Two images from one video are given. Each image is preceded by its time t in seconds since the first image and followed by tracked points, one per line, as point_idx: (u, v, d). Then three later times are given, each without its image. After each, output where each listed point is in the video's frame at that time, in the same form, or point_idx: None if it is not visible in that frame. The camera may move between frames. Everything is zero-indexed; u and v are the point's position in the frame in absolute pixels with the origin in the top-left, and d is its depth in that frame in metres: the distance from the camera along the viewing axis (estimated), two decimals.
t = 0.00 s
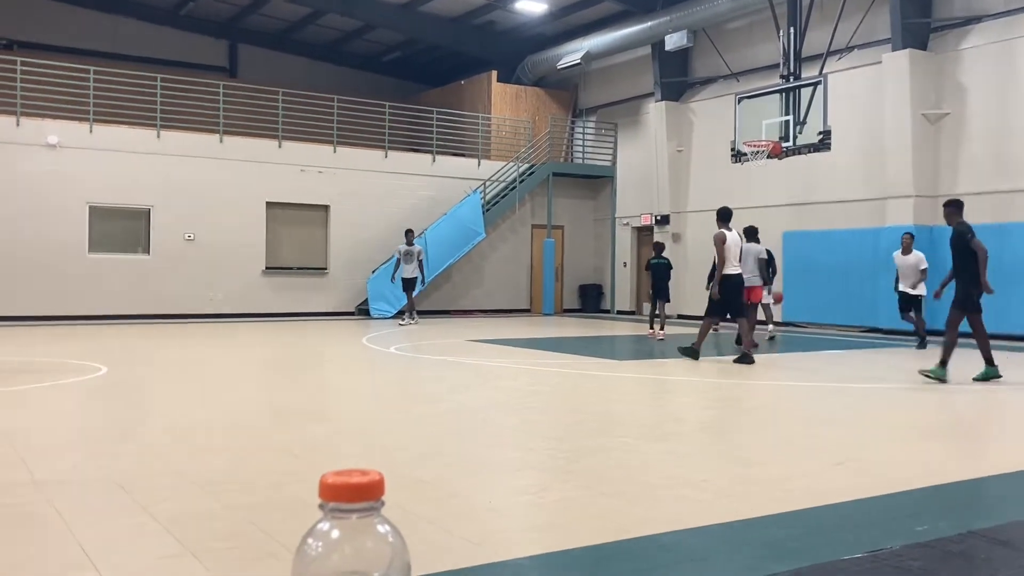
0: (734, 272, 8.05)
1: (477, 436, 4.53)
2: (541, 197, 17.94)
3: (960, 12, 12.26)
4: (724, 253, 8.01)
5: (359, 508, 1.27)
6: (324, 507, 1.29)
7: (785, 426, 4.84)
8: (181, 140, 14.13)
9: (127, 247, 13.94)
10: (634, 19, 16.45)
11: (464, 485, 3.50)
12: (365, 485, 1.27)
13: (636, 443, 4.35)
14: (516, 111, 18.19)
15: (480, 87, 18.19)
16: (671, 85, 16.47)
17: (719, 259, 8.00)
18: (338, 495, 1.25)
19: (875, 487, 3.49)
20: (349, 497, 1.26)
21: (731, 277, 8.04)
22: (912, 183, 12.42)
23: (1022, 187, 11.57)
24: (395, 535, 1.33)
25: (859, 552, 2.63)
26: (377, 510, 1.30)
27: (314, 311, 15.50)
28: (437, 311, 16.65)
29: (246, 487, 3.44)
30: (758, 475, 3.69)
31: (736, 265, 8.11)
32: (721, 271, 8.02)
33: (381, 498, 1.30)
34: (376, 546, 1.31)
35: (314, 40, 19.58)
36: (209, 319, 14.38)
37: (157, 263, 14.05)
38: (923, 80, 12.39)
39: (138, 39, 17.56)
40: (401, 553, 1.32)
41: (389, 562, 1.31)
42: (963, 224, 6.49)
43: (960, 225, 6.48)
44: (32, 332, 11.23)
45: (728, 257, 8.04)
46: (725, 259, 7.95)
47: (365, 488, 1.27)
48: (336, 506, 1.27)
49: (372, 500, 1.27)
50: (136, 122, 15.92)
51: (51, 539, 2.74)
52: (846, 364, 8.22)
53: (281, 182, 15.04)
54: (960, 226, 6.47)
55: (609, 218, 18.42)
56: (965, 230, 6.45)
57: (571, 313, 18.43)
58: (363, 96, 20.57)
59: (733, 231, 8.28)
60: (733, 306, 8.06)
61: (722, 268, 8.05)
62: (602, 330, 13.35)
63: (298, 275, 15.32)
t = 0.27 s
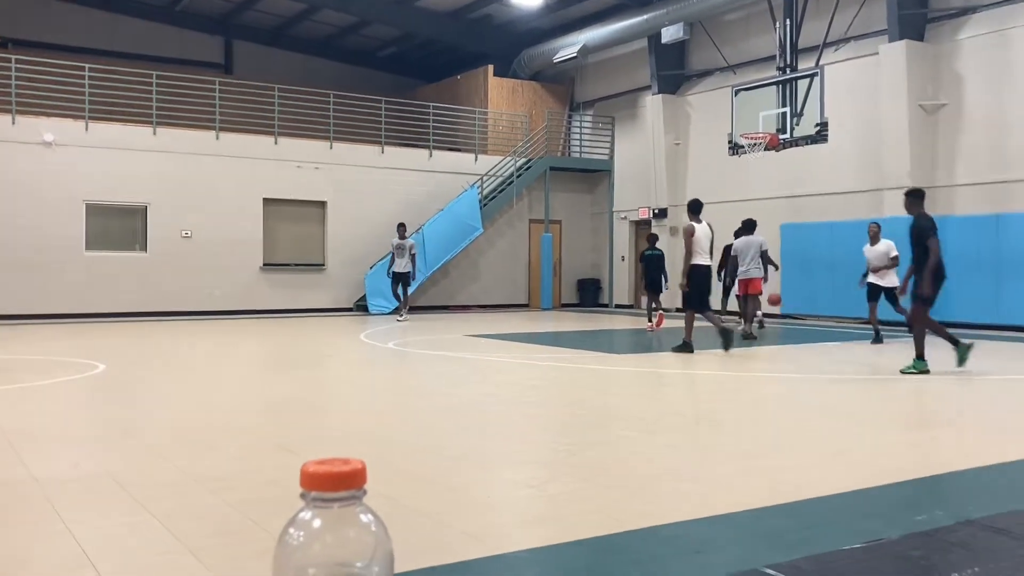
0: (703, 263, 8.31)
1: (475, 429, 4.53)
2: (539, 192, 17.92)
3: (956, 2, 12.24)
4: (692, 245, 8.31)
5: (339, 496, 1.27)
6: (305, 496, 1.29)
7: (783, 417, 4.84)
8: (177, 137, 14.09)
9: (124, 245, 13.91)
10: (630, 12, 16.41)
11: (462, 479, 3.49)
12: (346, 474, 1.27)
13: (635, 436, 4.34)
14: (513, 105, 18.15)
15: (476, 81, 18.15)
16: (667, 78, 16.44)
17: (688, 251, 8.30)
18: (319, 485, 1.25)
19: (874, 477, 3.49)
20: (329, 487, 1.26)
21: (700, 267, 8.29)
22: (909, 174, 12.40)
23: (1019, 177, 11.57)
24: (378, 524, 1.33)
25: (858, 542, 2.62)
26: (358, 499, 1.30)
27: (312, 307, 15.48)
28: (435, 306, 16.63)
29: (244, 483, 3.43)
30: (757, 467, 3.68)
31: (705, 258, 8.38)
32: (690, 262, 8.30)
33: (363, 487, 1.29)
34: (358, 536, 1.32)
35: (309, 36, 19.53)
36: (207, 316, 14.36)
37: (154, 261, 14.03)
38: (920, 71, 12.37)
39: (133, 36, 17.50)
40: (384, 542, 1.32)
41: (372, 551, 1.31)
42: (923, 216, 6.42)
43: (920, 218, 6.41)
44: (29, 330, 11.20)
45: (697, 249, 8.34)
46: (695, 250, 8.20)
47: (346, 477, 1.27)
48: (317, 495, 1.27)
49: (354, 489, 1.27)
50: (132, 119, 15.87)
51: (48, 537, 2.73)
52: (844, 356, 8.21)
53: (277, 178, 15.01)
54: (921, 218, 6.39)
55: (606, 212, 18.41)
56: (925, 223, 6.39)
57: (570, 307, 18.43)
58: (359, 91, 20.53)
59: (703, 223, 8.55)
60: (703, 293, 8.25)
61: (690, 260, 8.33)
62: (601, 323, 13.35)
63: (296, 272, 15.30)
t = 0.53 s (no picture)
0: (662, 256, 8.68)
1: (463, 424, 4.54)
2: (526, 187, 17.92)
3: None
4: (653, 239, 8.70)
5: (303, 489, 1.26)
6: (271, 490, 1.28)
7: (770, 409, 4.86)
8: (162, 135, 14.02)
9: (109, 243, 13.85)
10: (615, 6, 16.41)
11: (450, 474, 3.50)
12: (310, 467, 1.26)
13: (623, 429, 4.36)
14: (499, 100, 18.13)
15: (463, 77, 18.12)
16: (653, 72, 16.46)
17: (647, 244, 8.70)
18: (283, 478, 1.24)
19: (858, 467, 3.52)
20: (294, 480, 1.25)
21: (658, 260, 8.67)
22: (894, 166, 12.46)
23: (1002, 168, 11.64)
24: (343, 517, 1.34)
25: (841, 532, 2.65)
26: (323, 491, 1.29)
27: (300, 304, 15.45)
28: (423, 302, 16.61)
29: (231, 480, 3.43)
30: (743, 458, 3.70)
31: (666, 250, 8.74)
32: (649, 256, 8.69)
33: (328, 479, 1.29)
34: (324, 529, 1.32)
35: (294, 32, 19.46)
36: (194, 314, 14.31)
37: (140, 259, 13.97)
38: (903, 65, 12.43)
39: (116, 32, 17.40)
40: (349, 535, 1.33)
41: (337, 545, 1.32)
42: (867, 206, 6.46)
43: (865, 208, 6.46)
44: (14, 330, 11.14)
45: (657, 242, 8.72)
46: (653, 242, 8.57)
47: (311, 471, 1.26)
48: (281, 488, 1.26)
49: (319, 482, 1.26)
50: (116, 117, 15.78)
51: (33, 536, 2.72)
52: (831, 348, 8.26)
53: (263, 175, 14.95)
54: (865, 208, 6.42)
55: (594, 206, 18.42)
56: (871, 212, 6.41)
57: (558, 302, 18.45)
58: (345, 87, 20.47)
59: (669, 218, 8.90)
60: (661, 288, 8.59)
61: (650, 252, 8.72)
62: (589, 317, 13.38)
63: (283, 269, 15.26)
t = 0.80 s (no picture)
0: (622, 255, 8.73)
1: (448, 422, 4.53)
2: (510, 184, 17.90)
3: None
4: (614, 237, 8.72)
5: (286, 490, 1.25)
6: (254, 492, 1.27)
7: (753, 406, 4.89)
8: (143, 132, 13.91)
9: (90, 241, 13.73)
10: (600, 4, 16.42)
11: (435, 472, 3.49)
12: (293, 467, 1.25)
13: (608, 426, 4.37)
14: (483, 98, 18.11)
15: (446, 74, 18.08)
16: (637, 70, 16.49)
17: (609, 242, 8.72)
18: (266, 479, 1.23)
19: (841, 463, 3.54)
20: (277, 481, 1.24)
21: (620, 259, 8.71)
22: (876, 164, 12.54)
23: (983, 166, 11.74)
24: (326, 517, 1.33)
25: (824, 528, 2.66)
26: (306, 492, 1.28)
27: (283, 302, 15.38)
28: (407, 300, 16.58)
29: (214, 480, 3.41)
30: (728, 455, 3.71)
31: (626, 249, 8.80)
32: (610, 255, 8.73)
33: (312, 480, 1.29)
34: (307, 530, 1.31)
35: (277, 29, 19.36)
36: (176, 312, 14.22)
37: (122, 257, 13.86)
38: (885, 63, 12.51)
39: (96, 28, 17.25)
40: (333, 535, 1.33)
41: (322, 544, 1.32)
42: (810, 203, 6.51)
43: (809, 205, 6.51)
44: None
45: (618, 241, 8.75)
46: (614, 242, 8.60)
47: (293, 471, 1.25)
48: (264, 489, 1.25)
49: (302, 482, 1.25)
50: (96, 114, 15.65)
51: (13, 537, 2.70)
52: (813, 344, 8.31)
53: (246, 172, 14.87)
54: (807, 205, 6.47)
55: (578, 204, 18.44)
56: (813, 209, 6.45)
57: (542, 299, 18.46)
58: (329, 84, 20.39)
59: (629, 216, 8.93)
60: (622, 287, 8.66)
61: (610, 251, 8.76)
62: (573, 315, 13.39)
63: (265, 267, 15.18)
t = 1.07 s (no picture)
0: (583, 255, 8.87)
1: (430, 422, 4.52)
2: (492, 184, 17.89)
3: None
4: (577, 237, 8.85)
5: (266, 496, 1.24)
6: (232, 496, 1.26)
7: (734, 406, 4.91)
8: (122, 130, 13.79)
9: (68, 240, 13.60)
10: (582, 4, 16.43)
11: (417, 473, 3.47)
12: (272, 472, 1.24)
13: (589, 426, 4.37)
14: (465, 97, 18.09)
15: (428, 73, 18.05)
16: (619, 70, 16.53)
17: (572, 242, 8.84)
18: (245, 484, 1.22)
19: (822, 462, 3.55)
20: (256, 486, 1.23)
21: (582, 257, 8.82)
22: (856, 165, 12.63)
23: (961, 168, 11.84)
24: (307, 523, 1.31)
25: (805, 528, 2.67)
26: (286, 497, 1.27)
27: (263, 301, 15.30)
28: (389, 300, 16.53)
29: (193, 481, 3.38)
30: (708, 455, 3.73)
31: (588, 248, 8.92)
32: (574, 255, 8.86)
33: (292, 485, 1.27)
34: (287, 535, 1.29)
35: (258, 27, 19.26)
36: (156, 312, 14.11)
37: (100, 256, 13.74)
38: (866, 64, 12.58)
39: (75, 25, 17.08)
40: (313, 540, 1.31)
41: (302, 550, 1.30)
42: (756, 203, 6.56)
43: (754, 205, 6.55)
44: None
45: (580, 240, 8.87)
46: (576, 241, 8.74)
47: (273, 476, 1.24)
48: (243, 495, 1.24)
49: (281, 487, 1.24)
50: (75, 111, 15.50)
51: None
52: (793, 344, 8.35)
53: (226, 171, 14.77)
54: (753, 206, 6.49)
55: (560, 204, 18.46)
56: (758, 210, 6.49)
57: (524, 299, 18.46)
58: (310, 83, 20.31)
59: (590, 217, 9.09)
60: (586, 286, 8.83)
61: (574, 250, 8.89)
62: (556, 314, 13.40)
63: (246, 266, 15.09)
